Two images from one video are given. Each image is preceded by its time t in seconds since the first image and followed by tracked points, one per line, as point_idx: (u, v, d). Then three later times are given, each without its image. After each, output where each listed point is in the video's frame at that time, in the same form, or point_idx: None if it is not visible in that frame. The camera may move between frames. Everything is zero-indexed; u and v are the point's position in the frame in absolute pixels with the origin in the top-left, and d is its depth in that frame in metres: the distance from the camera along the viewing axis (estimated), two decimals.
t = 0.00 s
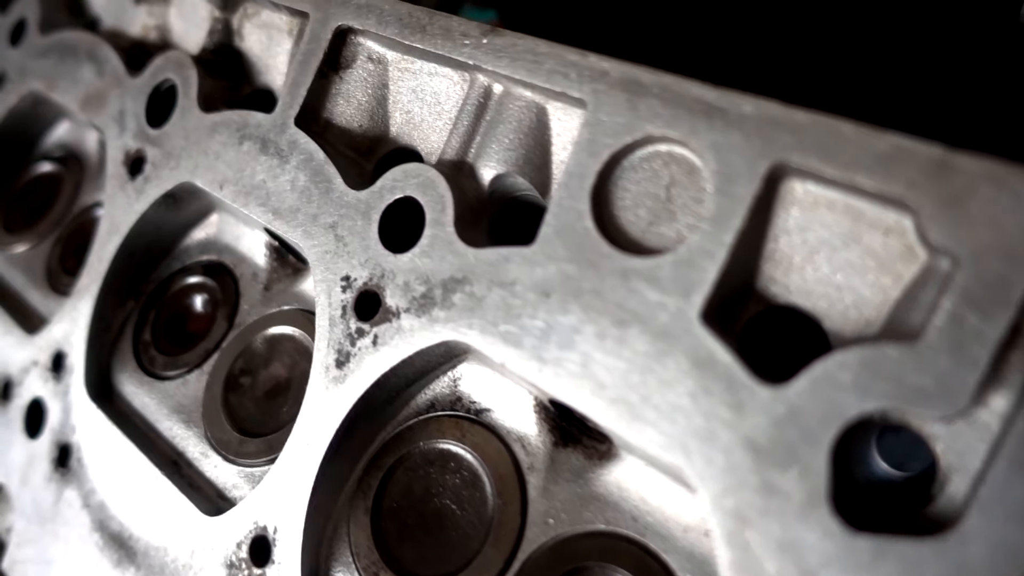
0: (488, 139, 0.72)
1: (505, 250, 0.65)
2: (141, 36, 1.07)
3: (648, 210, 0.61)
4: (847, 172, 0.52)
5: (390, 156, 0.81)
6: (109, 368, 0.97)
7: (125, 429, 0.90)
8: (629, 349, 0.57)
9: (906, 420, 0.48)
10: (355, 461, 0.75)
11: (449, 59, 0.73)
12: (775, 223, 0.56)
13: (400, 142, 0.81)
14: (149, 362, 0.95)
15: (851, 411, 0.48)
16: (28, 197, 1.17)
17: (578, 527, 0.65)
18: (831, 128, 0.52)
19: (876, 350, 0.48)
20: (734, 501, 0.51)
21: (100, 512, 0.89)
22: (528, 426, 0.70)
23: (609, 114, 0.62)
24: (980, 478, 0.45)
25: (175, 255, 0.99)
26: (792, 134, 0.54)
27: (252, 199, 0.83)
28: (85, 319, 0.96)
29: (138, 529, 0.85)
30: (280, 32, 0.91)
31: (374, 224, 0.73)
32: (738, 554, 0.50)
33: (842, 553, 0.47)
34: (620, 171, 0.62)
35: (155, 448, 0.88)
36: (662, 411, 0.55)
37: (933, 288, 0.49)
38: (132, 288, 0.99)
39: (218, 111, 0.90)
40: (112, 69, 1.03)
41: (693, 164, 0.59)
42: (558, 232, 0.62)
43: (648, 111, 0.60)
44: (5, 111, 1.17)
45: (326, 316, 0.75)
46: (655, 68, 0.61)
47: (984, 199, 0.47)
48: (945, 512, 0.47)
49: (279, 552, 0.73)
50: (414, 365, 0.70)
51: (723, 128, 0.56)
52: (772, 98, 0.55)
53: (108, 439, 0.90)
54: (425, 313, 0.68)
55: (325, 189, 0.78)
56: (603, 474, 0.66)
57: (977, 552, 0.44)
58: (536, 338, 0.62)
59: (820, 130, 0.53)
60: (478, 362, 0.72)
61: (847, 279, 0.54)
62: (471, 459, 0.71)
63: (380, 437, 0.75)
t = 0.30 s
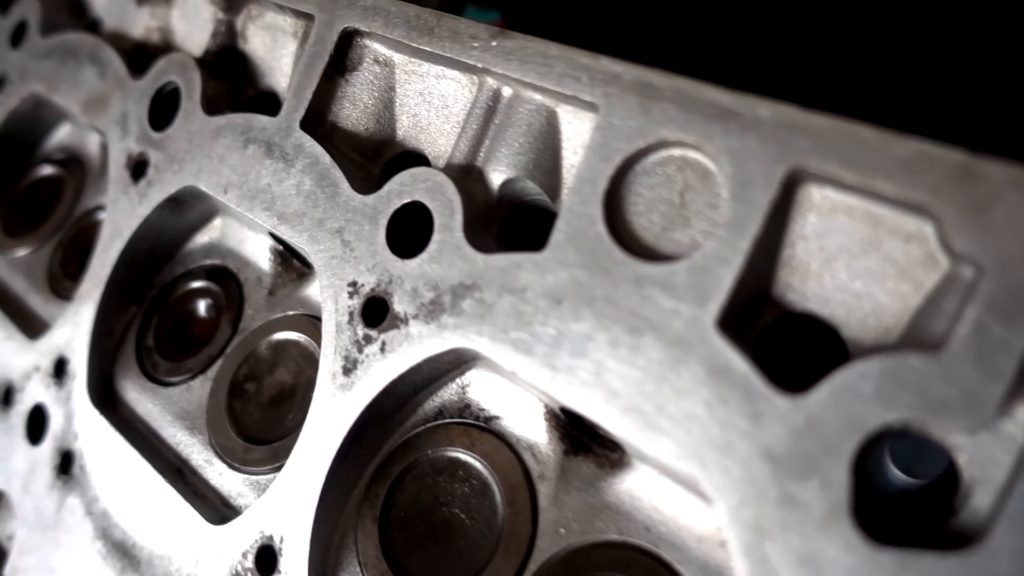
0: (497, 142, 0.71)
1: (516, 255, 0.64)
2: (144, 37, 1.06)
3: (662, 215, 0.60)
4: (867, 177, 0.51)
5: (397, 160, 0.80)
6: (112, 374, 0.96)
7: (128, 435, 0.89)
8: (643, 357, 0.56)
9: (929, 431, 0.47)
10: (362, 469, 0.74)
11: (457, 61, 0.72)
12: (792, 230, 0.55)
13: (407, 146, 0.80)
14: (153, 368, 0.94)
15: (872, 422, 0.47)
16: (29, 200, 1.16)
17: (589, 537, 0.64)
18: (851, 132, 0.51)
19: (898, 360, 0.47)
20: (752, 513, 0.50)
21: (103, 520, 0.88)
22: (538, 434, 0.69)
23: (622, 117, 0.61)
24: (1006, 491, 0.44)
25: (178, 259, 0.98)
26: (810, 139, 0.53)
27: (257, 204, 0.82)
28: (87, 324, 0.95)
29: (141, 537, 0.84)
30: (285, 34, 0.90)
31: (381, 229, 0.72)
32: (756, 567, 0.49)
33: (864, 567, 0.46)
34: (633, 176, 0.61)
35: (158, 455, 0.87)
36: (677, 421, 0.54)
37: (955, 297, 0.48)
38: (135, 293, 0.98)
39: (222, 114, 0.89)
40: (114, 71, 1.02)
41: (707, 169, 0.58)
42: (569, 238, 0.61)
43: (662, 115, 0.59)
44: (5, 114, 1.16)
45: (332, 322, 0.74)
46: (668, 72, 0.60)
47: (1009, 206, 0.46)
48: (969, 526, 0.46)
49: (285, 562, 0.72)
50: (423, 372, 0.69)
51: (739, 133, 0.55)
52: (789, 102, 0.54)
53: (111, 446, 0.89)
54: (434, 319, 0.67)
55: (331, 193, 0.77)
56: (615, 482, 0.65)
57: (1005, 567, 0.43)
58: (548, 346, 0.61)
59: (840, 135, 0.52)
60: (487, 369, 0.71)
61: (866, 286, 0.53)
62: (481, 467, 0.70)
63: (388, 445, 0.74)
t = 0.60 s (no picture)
0: (506, 146, 0.70)
1: (526, 260, 0.63)
2: (146, 39, 1.05)
3: (676, 220, 0.59)
4: (887, 183, 0.50)
5: (403, 163, 0.79)
6: (115, 379, 0.95)
7: (131, 442, 0.88)
8: (657, 365, 0.55)
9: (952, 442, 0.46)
10: (369, 477, 0.73)
11: (465, 64, 0.71)
12: (809, 235, 0.54)
13: (413, 149, 0.79)
14: (156, 374, 0.93)
15: (894, 433, 0.47)
16: (30, 203, 1.15)
17: (601, 547, 0.63)
18: (870, 137, 0.51)
19: (921, 369, 0.46)
20: (770, 524, 0.49)
21: (106, 528, 0.87)
22: (548, 442, 0.68)
23: (635, 121, 0.60)
24: None
25: (181, 263, 0.97)
26: (828, 144, 0.52)
27: (262, 208, 0.81)
28: (90, 329, 0.94)
29: (145, 546, 0.83)
30: (289, 35, 0.89)
31: (389, 234, 0.71)
32: None
33: None
34: (646, 180, 0.60)
35: (162, 462, 0.86)
36: (693, 430, 0.53)
37: (978, 305, 0.47)
38: (137, 297, 0.97)
39: (226, 117, 0.88)
40: (116, 73, 1.01)
41: (722, 173, 0.57)
42: (581, 243, 0.60)
43: (675, 118, 0.58)
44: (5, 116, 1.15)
45: (339, 328, 0.73)
46: (682, 74, 0.59)
47: None
48: (994, 537, 0.46)
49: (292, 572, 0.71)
50: (431, 379, 0.69)
51: (755, 137, 0.54)
52: (806, 105, 0.53)
53: (114, 452, 0.88)
54: (442, 326, 0.66)
55: (337, 197, 0.76)
56: (626, 491, 0.64)
57: None
58: (559, 354, 0.60)
59: (859, 140, 0.51)
60: (496, 375, 0.70)
61: (885, 293, 0.52)
62: (490, 475, 0.69)
63: (395, 452, 0.73)
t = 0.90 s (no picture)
0: (516, 150, 0.69)
1: (538, 266, 0.62)
2: (148, 41, 1.04)
3: (690, 226, 0.58)
4: (909, 189, 0.49)
5: (410, 167, 0.78)
6: (118, 386, 0.94)
7: (134, 449, 0.87)
8: (673, 374, 0.54)
9: (977, 455, 0.45)
10: (376, 485, 0.72)
11: (474, 67, 0.70)
12: (827, 241, 0.53)
13: (421, 152, 0.78)
14: (159, 380, 0.92)
15: (918, 445, 0.46)
16: (32, 207, 1.14)
17: (614, 558, 0.62)
18: (891, 142, 0.50)
19: (946, 380, 0.45)
20: (791, 537, 0.48)
21: (109, 537, 0.86)
22: (559, 450, 0.67)
23: (648, 125, 0.59)
24: None
25: (184, 268, 0.96)
26: (848, 148, 0.51)
27: (267, 212, 0.80)
28: (91, 335, 0.93)
29: (148, 555, 0.82)
30: (294, 37, 0.88)
31: (397, 239, 0.70)
32: None
33: None
34: (659, 185, 0.59)
35: (165, 470, 0.85)
36: (710, 440, 0.52)
37: (1003, 313, 0.46)
38: (140, 302, 0.96)
39: (230, 120, 0.87)
40: (118, 75, 1.00)
41: (738, 178, 0.56)
42: (594, 249, 0.59)
43: (690, 122, 0.57)
44: (6, 119, 1.13)
45: (346, 335, 0.72)
46: (696, 77, 0.58)
47: None
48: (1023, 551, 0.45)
49: None
50: (440, 386, 0.67)
51: (773, 141, 0.53)
52: (825, 109, 0.52)
53: (117, 460, 0.87)
54: (452, 333, 0.65)
55: (344, 202, 0.74)
56: (639, 500, 0.63)
57: None
58: (572, 362, 0.59)
59: (880, 145, 0.50)
60: (506, 382, 0.69)
61: (906, 300, 0.51)
62: (500, 484, 0.68)
63: (403, 460, 0.72)
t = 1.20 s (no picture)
0: (526, 154, 0.68)
1: (550, 273, 0.61)
2: (150, 42, 1.03)
3: (707, 232, 0.56)
4: (933, 195, 0.48)
5: (418, 171, 0.77)
6: (120, 393, 0.93)
7: (137, 457, 0.86)
8: (691, 384, 0.53)
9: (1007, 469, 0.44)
10: (385, 494, 0.71)
11: (484, 70, 0.69)
12: (848, 248, 0.52)
13: (429, 156, 0.77)
14: (162, 387, 0.90)
15: (946, 458, 0.44)
16: (33, 210, 1.13)
17: (628, 570, 0.61)
18: (915, 147, 0.48)
19: (974, 391, 0.44)
20: (814, 552, 0.47)
21: (112, 546, 0.85)
22: (571, 459, 0.66)
23: (664, 129, 0.58)
24: None
25: (187, 273, 0.95)
26: (870, 154, 0.50)
27: (273, 217, 0.79)
28: (94, 341, 0.92)
29: (152, 565, 0.81)
30: (298, 39, 0.87)
31: (405, 244, 0.69)
32: None
33: None
34: (675, 190, 0.58)
35: (169, 478, 0.84)
36: (729, 452, 0.51)
37: None
38: (143, 307, 0.95)
39: (234, 123, 0.86)
40: (120, 77, 0.98)
41: (756, 183, 0.54)
42: (608, 256, 0.58)
43: (707, 126, 0.56)
44: (6, 122, 1.12)
45: (354, 342, 0.70)
46: (713, 80, 0.57)
47: None
48: None
49: None
50: (450, 395, 0.66)
51: (792, 146, 0.52)
52: (846, 113, 0.51)
53: (120, 468, 0.86)
54: (462, 341, 0.64)
55: (351, 206, 0.73)
56: (654, 511, 0.62)
57: None
58: (586, 371, 0.57)
59: (903, 150, 0.49)
60: (516, 390, 0.68)
61: (930, 308, 0.50)
62: (511, 494, 0.67)
63: (412, 469, 0.71)
